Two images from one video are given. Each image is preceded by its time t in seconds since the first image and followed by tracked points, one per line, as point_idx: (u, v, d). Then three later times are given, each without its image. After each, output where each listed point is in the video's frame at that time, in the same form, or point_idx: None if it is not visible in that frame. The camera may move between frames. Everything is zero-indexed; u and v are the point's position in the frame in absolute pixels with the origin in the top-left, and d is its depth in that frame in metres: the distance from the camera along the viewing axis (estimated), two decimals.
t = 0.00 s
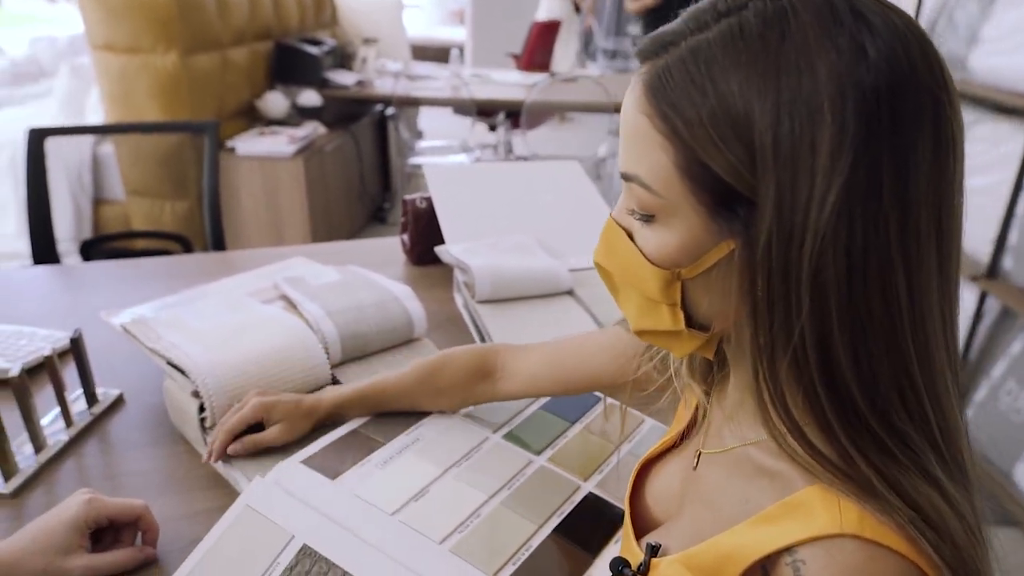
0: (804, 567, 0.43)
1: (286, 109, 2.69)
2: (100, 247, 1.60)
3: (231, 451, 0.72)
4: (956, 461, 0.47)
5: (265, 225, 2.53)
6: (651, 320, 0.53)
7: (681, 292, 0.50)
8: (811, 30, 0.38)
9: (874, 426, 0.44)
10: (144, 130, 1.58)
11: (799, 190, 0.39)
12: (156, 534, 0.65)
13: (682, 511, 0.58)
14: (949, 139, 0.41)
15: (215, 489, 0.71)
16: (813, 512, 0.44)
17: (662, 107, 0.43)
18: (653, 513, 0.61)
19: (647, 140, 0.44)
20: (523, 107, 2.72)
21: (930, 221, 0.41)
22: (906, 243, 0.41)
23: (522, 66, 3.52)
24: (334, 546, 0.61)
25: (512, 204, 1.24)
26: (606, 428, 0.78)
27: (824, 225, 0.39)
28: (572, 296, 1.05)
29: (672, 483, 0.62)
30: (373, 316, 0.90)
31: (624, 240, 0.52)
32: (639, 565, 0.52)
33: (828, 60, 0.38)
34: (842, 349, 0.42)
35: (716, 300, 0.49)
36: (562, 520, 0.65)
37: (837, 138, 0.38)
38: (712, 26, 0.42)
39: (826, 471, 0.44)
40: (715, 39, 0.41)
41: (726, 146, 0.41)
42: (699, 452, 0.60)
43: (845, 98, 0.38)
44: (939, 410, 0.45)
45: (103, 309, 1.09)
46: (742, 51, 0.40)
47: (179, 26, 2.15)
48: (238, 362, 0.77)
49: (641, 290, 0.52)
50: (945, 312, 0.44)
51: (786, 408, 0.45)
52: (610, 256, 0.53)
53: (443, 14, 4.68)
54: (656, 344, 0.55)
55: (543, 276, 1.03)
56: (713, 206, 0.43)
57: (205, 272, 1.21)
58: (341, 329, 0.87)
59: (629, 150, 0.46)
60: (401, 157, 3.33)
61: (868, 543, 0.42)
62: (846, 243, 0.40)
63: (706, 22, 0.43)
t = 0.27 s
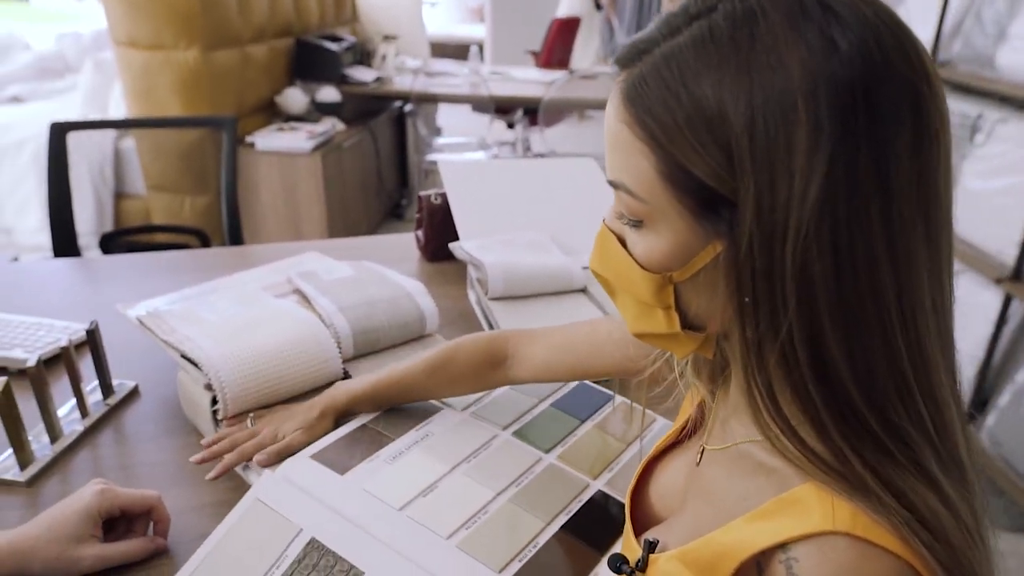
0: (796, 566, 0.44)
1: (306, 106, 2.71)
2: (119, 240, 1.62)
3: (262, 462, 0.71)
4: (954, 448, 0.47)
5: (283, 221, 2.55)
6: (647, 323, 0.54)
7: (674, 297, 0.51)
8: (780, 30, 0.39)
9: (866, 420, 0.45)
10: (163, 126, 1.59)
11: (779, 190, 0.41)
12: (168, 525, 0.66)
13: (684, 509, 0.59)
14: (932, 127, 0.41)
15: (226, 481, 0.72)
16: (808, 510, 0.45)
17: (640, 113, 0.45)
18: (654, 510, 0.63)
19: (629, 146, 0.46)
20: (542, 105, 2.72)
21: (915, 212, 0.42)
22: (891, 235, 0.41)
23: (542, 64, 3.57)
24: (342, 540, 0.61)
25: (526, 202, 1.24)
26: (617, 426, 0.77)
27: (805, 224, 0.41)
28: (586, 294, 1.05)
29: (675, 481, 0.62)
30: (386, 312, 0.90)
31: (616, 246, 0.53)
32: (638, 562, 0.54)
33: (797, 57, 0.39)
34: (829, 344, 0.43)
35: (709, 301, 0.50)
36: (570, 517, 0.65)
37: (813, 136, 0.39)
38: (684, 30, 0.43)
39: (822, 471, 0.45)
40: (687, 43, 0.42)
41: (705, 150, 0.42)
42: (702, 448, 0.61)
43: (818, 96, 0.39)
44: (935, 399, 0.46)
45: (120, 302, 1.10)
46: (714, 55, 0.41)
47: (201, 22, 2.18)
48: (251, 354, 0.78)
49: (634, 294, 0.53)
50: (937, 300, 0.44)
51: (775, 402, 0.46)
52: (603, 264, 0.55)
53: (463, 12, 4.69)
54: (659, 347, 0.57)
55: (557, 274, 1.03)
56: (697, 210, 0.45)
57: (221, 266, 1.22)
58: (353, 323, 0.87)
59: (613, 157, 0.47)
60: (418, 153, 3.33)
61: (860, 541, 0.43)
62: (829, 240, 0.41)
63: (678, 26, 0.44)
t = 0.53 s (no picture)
0: (794, 563, 0.44)
1: (319, 102, 2.72)
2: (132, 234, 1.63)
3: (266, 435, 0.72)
4: (956, 450, 0.47)
5: (296, 217, 2.56)
6: (647, 320, 0.54)
7: (673, 293, 0.51)
8: (777, 25, 0.39)
9: (866, 419, 0.44)
10: (176, 121, 1.60)
11: (775, 186, 0.41)
12: (172, 517, 0.66)
13: (682, 509, 0.59)
14: (932, 123, 0.41)
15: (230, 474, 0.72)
16: (808, 508, 0.45)
17: (637, 110, 0.44)
18: (658, 505, 0.63)
19: (627, 143, 0.46)
20: (554, 102, 2.71)
21: (914, 209, 0.41)
22: (890, 233, 0.41)
23: (556, 62, 3.54)
24: (343, 534, 0.61)
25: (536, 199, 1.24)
26: (622, 425, 0.77)
27: (802, 220, 0.40)
28: (593, 292, 1.05)
29: (680, 476, 0.62)
30: (392, 308, 0.90)
31: (617, 244, 0.52)
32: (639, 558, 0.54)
33: (794, 53, 0.39)
34: (827, 342, 0.43)
35: (709, 295, 0.48)
36: (571, 515, 0.65)
37: (809, 132, 0.39)
38: (682, 26, 0.43)
39: (821, 470, 0.45)
40: (684, 40, 0.42)
41: (701, 147, 0.42)
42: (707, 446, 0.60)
43: (814, 92, 0.38)
44: (935, 399, 0.45)
45: (131, 295, 1.11)
46: (711, 52, 0.41)
47: (216, 19, 2.19)
48: (256, 349, 0.78)
49: (636, 291, 0.53)
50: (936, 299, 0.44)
51: (773, 400, 0.46)
52: (606, 261, 0.55)
53: (479, 10, 4.68)
54: (661, 344, 0.56)
55: (564, 272, 1.03)
56: (694, 207, 0.44)
57: (231, 260, 1.22)
58: (360, 319, 0.88)
59: (613, 153, 0.47)
60: (431, 150, 3.33)
61: (859, 540, 0.43)
62: (826, 237, 0.41)
63: (676, 23, 0.43)
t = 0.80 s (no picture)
0: (802, 564, 0.42)
1: (325, 95, 2.72)
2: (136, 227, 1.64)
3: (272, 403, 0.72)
4: (974, 460, 0.45)
5: (301, 211, 2.56)
6: (663, 312, 0.53)
7: (691, 286, 0.50)
8: (805, 14, 0.38)
9: (883, 420, 0.43)
10: (181, 113, 1.61)
11: (799, 176, 0.40)
12: (170, 507, 0.66)
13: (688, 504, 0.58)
14: (961, 119, 0.40)
15: (229, 465, 0.72)
16: (819, 508, 0.43)
17: (659, 99, 0.44)
18: (664, 501, 0.61)
19: (648, 132, 0.45)
20: (560, 98, 2.70)
21: (940, 206, 0.40)
22: (913, 230, 0.40)
23: (563, 57, 3.50)
24: (339, 527, 0.61)
25: (538, 193, 1.24)
26: (621, 420, 0.77)
27: (826, 212, 0.40)
28: (595, 287, 1.04)
29: (688, 473, 0.61)
30: (392, 302, 0.90)
31: (634, 235, 0.52)
32: (643, 552, 0.53)
33: (823, 42, 0.38)
34: (845, 338, 0.41)
35: (726, 289, 0.48)
36: (568, 509, 0.65)
37: (836, 122, 0.38)
38: (708, 14, 0.42)
39: (834, 470, 0.43)
40: (710, 27, 0.41)
41: (725, 138, 0.41)
42: (715, 442, 0.59)
43: (842, 81, 0.38)
44: (956, 404, 0.43)
45: (133, 286, 1.11)
46: (737, 39, 0.40)
47: (222, 12, 2.19)
48: (256, 341, 0.78)
49: (652, 284, 0.52)
50: (961, 299, 0.42)
51: (787, 398, 0.45)
52: (622, 252, 0.54)
53: (487, 5, 4.68)
54: (675, 337, 0.55)
55: (566, 267, 1.02)
56: (715, 198, 0.44)
57: (234, 253, 1.23)
58: (359, 312, 0.88)
59: (632, 143, 0.46)
60: (437, 145, 3.33)
61: (868, 542, 0.41)
62: (849, 230, 0.40)
63: (701, 11, 0.43)
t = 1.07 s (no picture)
0: (795, 569, 0.41)
1: (331, 94, 2.73)
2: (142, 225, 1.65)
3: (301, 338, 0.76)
4: (982, 477, 0.43)
5: (306, 209, 2.57)
6: (671, 314, 0.51)
7: (698, 287, 0.48)
8: (820, 7, 0.36)
9: (890, 432, 0.41)
10: (186, 112, 1.61)
11: (810, 176, 0.37)
12: (170, 503, 0.66)
13: (689, 504, 0.58)
14: (980, 121, 0.38)
15: (230, 463, 0.73)
16: (816, 515, 0.42)
17: (668, 95, 0.42)
18: (669, 499, 0.61)
19: (656, 130, 0.43)
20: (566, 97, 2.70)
21: (959, 210, 0.38)
22: (928, 234, 0.38)
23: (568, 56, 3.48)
24: (338, 524, 0.61)
25: (542, 192, 1.24)
26: (620, 418, 0.77)
27: (838, 214, 0.37)
28: (597, 286, 1.04)
29: (694, 471, 0.61)
30: (394, 300, 0.91)
31: (641, 235, 0.50)
32: (642, 549, 0.53)
33: (837, 36, 0.36)
34: (854, 347, 0.39)
35: (735, 291, 0.46)
36: (567, 508, 0.65)
37: (849, 120, 0.36)
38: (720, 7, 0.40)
39: (835, 479, 0.41)
40: (720, 21, 0.39)
41: (734, 135, 0.39)
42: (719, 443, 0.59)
43: (856, 77, 0.36)
44: (969, 419, 0.41)
45: (138, 284, 1.11)
46: (748, 33, 0.38)
47: (228, 11, 2.20)
48: (258, 339, 0.79)
49: (660, 284, 0.50)
50: (977, 310, 0.40)
51: (792, 407, 0.43)
52: (630, 253, 0.52)
53: (493, 4, 4.68)
54: (683, 337, 0.53)
55: (569, 265, 1.02)
56: (724, 197, 0.42)
57: (238, 251, 1.23)
58: (361, 310, 0.88)
59: (641, 141, 0.44)
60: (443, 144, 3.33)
61: (864, 552, 0.40)
62: (860, 234, 0.37)
63: (712, 5, 0.41)
